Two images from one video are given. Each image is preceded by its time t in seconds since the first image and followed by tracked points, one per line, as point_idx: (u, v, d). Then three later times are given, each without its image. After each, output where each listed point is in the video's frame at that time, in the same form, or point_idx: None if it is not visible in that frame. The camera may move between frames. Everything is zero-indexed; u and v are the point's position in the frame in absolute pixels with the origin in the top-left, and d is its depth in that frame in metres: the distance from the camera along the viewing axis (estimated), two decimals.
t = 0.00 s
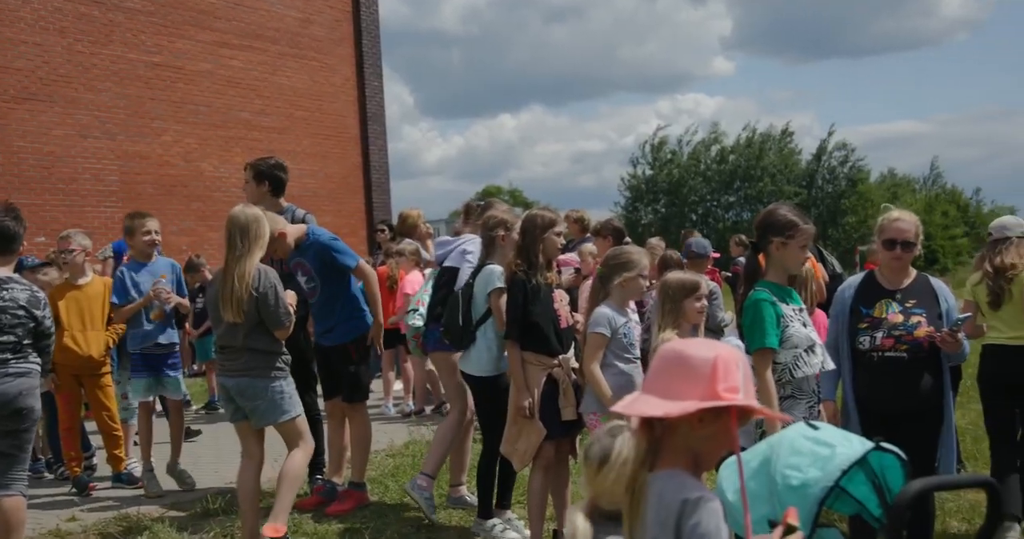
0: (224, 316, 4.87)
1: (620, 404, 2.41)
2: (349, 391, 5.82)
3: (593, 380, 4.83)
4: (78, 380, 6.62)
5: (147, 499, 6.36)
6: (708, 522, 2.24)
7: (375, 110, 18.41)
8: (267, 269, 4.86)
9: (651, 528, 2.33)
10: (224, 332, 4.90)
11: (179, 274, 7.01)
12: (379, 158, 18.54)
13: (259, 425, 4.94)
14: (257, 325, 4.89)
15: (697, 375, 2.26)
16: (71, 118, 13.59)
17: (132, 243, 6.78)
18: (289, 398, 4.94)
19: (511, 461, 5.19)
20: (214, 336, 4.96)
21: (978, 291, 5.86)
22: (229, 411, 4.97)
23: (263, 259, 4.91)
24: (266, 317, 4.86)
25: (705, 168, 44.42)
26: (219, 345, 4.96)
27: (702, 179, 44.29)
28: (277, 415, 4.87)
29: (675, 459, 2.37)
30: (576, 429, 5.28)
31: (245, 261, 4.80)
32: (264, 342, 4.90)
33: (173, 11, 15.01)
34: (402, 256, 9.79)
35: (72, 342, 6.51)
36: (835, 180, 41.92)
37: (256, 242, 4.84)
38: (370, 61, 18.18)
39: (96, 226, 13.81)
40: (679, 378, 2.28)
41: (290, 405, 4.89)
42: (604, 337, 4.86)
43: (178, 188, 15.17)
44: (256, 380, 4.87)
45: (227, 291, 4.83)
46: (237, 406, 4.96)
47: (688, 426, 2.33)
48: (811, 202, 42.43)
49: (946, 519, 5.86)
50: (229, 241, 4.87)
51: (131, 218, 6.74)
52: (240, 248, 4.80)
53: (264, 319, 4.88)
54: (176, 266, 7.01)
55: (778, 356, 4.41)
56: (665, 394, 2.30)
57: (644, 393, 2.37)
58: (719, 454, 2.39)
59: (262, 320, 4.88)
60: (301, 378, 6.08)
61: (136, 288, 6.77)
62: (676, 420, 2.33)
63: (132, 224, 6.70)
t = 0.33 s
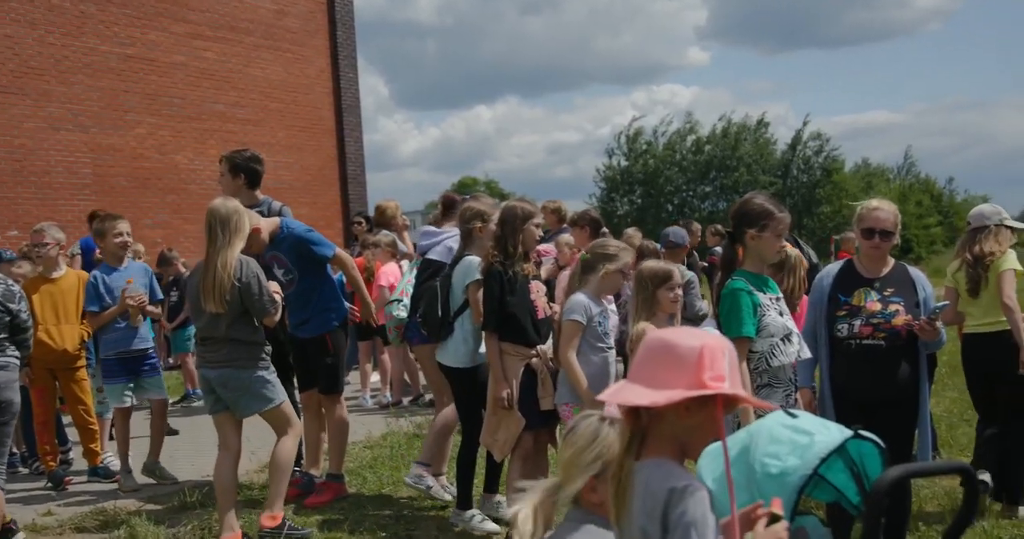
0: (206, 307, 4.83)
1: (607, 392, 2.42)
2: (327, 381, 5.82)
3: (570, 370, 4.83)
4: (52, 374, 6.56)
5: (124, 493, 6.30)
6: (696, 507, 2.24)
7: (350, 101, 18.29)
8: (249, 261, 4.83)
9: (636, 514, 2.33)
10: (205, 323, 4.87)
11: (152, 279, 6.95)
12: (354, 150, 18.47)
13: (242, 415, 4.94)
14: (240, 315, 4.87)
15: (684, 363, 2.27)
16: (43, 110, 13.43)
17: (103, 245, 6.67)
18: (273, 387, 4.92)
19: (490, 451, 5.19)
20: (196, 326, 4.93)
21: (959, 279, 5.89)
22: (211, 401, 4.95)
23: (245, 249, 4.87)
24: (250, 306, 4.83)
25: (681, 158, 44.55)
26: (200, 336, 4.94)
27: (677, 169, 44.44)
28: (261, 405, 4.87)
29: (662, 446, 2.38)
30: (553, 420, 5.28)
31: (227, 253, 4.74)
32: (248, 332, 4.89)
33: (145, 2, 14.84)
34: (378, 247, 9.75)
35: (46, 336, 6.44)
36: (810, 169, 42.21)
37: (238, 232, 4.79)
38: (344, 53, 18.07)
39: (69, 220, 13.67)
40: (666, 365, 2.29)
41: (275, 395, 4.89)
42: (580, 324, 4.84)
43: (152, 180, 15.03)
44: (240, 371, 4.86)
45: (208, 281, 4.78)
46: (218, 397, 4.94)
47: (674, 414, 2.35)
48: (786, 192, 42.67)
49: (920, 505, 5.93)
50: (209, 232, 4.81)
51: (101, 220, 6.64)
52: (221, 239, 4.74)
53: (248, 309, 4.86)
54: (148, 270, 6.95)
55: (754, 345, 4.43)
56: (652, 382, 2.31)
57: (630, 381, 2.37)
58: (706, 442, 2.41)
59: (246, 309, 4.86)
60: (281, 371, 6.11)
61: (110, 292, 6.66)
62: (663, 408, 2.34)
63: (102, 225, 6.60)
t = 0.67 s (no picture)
0: (188, 303, 4.80)
1: (592, 388, 2.42)
2: (302, 379, 5.78)
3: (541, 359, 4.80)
4: (25, 373, 6.50)
5: (98, 492, 6.23)
6: (681, 503, 2.24)
7: (325, 97, 18.19)
8: (230, 257, 4.80)
9: (622, 511, 2.33)
10: (186, 321, 4.84)
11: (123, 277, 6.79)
12: (329, 145, 18.37)
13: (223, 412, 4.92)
14: (222, 312, 4.84)
15: (670, 358, 2.27)
16: (14, 106, 13.30)
17: (75, 242, 6.57)
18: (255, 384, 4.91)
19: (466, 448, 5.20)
20: (177, 323, 4.89)
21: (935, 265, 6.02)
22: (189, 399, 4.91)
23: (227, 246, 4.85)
24: (234, 301, 4.81)
25: (655, 153, 44.69)
26: (180, 334, 4.90)
27: (652, 164, 44.59)
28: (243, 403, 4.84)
29: (647, 442, 2.38)
30: (529, 416, 5.27)
31: (208, 249, 4.72)
32: (228, 329, 4.85)
33: None
34: (352, 244, 9.72)
35: (18, 334, 6.37)
36: (783, 164, 42.56)
37: (220, 229, 4.78)
38: (318, 48, 17.95)
39: (41, 217, 13.54)
40: (650, 359, 2.30)
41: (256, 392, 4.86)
42: (557, 317, 4.84)
43: (125, 176, 14.88)
44: (221, 369, 4.83)
45: (190, 277, 4.75)
46: (198, 393, 4.90)
47: (660, 409, 2.35)
48: (761, 187, 42.90)
49: (896, 499, 6.00)
50: (190, 228, 4.79)
51: (74, 216, 6.53)
52: (202, 236, 4.71)
53: (233, 304, 4.83)
54: (119, 268, 6.77)
55: (728, 340, 4.45)
56: (637, 377, 2.32)
57: (615, 377, 2.38)
58: (692, 437, 2.41)
59: (230, 305, 4.84)
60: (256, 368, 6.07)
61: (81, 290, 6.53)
62: (648, 403, 2.34)
63: (75, 223, 6.49)
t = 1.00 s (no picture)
0: (167, 302, 4.78)
1: (570, 383, 2.43)
2: (271, 378, 5.77)
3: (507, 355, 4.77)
4: None
5: (67, 492, 6.15)
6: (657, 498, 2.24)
7: (293, 94, 18.06)
8: (210, 256, 4.79)
9: (599, 509, 2.32)
10: (166, 320, 4.82)
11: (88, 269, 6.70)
12: (297, 143, 18.25)
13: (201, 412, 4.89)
14: (203, 311, 4.82)
15: (647, 353, 2.28)
16: None
17: (42, 237, 6.48)
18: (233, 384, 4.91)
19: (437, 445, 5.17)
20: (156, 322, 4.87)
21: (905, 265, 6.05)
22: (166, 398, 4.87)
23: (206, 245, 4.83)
24: (214, 300, 4.80)
25: (625, 150, 44.82)
26: (160, 333, 4.88)
27: (622, 161, 44.72)
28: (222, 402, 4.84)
29: (625, 438, 2.38)
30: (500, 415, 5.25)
31: (188, 248, 4.70)
32: (209, 329, 4.84)
33: None
34: (321, 241, 9.65)
35: None
36: (752, 161, 42.88)
37: (200, 228, 4.75)
38: (286, 45, 17.81)
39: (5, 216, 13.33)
40: (628, 354, 2.30)
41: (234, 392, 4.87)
42: (530, 313, 4.84)
43: (92, 174, 14.70)
44: (202, 367, 4.82)
45: (170, 277, 4.73)
46: (177, 391, 4.88)
47: (637, 405, 2.35)
48: (729, 183, 43.20)
49: (865, 493, 6.07)
50: (170, 227, 4.76)
51: (42, 211, 6.45)
52: (181, 235, 4.68)
53: (213, 304, 4.82)
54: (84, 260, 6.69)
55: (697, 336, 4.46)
56: (614, 373, 2.32)
57: (593, 373, 2.38)
58: (670, 434, 2.41)
59: (210, 305, 4.82)
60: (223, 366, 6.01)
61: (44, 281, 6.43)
62: (624, 399, 2.35)
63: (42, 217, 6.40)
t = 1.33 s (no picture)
0: (155, 302, 4.80)
1: (551, 382, 2.44)
2: (243, 379, 5.69)
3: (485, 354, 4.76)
4: None
5: (39, 495, 6.09)
6: (636, 497, 2.25)
7: (267, 94, 17.95)
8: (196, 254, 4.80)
9: (579, 509, 2.33)
10: (153, 318, 4.84)
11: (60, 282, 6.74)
12: (271, 143, 18.15)
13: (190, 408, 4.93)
14: (190, 310, 4.84)
15: (629, 353, 2.29)
16: None
17: (12, 246, 6.41)
18: (219, 380, 4.94)
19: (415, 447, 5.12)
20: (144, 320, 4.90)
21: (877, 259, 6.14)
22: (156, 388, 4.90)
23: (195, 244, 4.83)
24: (200, 300, 4.80)
25: (599, 150, 44.94)
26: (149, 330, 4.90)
27: (596, 160, 44.81)
28: (209, 398, 4.88)
29: (605, 437, 2.40)
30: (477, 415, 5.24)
31: (174, 248, 4.72)
32: (197, 326, 4.87)
33: None
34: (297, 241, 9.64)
35: None
36: (726, 161, 43.16)
37: (186, 229, 4.75)
38: (260, 44, 17.71)
39: None
40: (609, 354, 2.31)
41: (220, 388, 4.91)
42: (510, 314, 4.84)
43: (64, 174, 14.54)
44: (190, 364, 4.84)
45: (158, 276, 4.76)
46: (166, 388, 4.91)
47: (617, 405, 2.36)
48: (703, 183, 43.45)
49: (840, 492, 6.12)
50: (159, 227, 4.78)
51: (14, 220, 6.38)
52: (168, 236, 4.70)
53: (199, 303, 4.82)
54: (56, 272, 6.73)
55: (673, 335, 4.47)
56: (595, 373, 2.33)
57: (574, 372, 2.39)
58: (651, 434, 2.42)
59: (197, 304, 4.83)
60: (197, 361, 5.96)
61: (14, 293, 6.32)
62: (605, 399, 2.36)
63: (15, 227, 6.34)
